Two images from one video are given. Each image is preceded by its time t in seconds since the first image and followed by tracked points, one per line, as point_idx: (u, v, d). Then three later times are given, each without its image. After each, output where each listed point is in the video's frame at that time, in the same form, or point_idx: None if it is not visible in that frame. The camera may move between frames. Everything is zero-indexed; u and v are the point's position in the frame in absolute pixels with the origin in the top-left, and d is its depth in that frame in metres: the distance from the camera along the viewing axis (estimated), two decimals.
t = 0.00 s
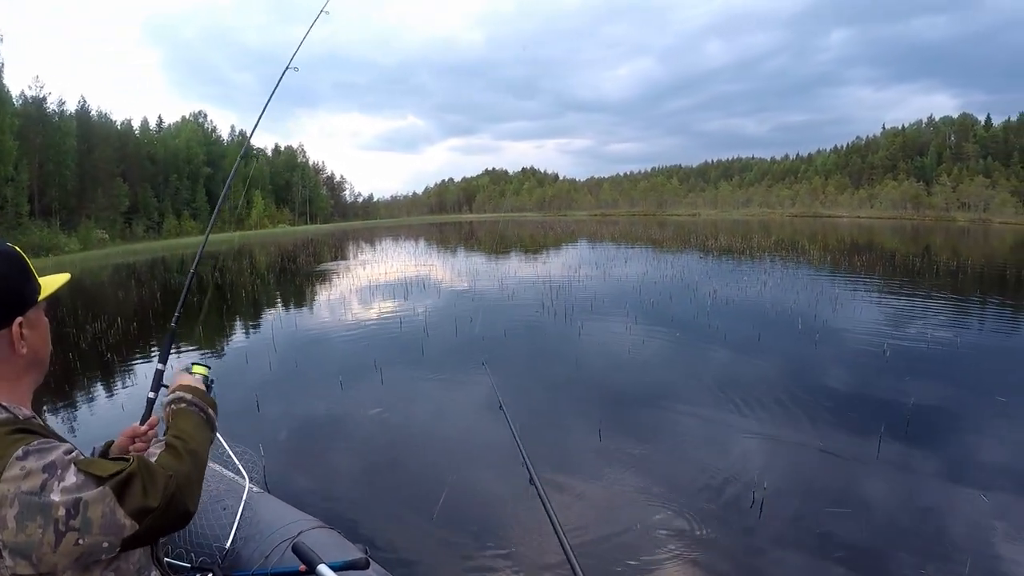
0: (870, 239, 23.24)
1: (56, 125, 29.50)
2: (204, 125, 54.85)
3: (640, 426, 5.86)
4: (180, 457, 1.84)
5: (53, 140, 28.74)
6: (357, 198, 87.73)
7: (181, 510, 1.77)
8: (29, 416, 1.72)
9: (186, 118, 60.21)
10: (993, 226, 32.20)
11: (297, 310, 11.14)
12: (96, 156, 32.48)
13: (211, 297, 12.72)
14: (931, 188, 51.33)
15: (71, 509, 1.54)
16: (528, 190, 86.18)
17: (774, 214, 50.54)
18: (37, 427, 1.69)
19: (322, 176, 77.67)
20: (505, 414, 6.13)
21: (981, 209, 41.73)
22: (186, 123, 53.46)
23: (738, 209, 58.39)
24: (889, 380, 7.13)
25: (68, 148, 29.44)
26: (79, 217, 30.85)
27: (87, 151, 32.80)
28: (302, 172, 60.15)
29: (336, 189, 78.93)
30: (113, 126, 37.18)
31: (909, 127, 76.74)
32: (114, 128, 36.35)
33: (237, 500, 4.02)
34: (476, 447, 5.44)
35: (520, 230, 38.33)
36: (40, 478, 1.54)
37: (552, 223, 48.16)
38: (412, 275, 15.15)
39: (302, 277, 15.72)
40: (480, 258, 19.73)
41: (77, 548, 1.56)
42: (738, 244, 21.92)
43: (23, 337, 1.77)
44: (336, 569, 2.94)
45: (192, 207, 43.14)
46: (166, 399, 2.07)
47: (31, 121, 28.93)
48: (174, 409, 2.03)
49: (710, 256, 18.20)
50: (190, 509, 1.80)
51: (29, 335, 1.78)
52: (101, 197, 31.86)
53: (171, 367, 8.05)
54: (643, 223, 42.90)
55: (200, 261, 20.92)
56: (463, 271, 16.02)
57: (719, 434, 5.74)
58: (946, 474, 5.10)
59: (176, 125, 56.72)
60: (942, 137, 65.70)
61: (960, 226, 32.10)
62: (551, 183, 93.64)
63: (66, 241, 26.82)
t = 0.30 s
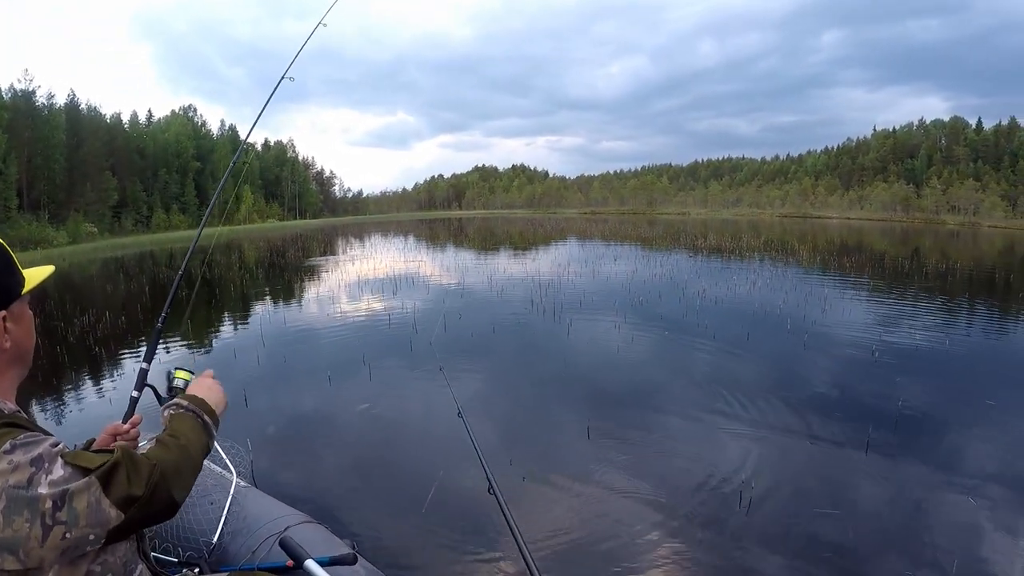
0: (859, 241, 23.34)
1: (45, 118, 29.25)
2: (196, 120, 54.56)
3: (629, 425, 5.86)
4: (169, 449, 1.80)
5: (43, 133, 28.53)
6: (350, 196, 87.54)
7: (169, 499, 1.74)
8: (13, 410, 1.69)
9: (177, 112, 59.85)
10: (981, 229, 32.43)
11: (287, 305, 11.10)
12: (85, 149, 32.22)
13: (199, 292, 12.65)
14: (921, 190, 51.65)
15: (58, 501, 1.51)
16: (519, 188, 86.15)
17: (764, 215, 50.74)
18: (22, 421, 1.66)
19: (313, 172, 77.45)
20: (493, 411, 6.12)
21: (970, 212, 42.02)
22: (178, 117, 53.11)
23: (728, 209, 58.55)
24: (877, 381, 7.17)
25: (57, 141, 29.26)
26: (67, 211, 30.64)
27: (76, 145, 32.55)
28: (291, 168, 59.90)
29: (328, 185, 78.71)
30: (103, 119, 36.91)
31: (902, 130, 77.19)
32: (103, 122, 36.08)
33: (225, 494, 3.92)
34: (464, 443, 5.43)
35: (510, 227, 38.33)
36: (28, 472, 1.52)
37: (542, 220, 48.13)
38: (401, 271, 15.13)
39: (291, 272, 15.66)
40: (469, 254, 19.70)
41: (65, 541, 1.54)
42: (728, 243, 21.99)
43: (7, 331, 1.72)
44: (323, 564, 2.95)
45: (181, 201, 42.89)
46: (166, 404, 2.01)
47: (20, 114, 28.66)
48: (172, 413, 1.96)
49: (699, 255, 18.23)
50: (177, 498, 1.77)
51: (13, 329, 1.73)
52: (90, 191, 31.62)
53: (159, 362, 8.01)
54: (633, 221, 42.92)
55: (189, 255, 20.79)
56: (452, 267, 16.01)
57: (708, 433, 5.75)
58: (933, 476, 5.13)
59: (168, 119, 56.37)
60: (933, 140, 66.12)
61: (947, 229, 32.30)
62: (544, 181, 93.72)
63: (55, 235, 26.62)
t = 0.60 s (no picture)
0: (855, 243, 23.38)
1: (42, 111, 29.16)
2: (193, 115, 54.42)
3: (624, 425, 5.87)
4: (163, 456, 1.83)
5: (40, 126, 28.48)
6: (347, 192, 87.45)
7: (162, 509, 1.75)
8: (11, 405, 1.69)
9: (174, 107, 59.67)
10: (977, 232, 32.49)
11: (282, 301, 11.10)
12: (82, 143, 32.13)
13: (194, 287, 12.63)
14: (918, 192, 51.76)
15: (50, 507, 1.53)
16: (516, 186, 86.14)
17: (759, 216, 50.81)
18: (18, 419, 1.66)
19: (310, 168, 77.28)
20: (488, 410, 6.14)
21: (966, 214, 42.15)
22: (174, 112, 52.95)
23: (724, 209, 58.61)
24: (872, 383, 7.20)
25: (55, 135, 29.21)
26: (64, 204, 30.58)
27: (73, 139, 32.45)
28: (288, 164, 59.88)
29: (325, 180, 78.57)
30: (100, 113, 36.80)
31: (899, 131, 77.25)
32: (100, 115, 35.98)
33: (219, 489, 3.99)
34: (459, 442, 5.44)
35: (506, 225, 38.36)
36: (20, 474, 1.53)
37: (538, 219, 48.16)
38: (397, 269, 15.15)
39: (287, 269, 15.66)
40: (465, 252, 19.71)
41: (55, 545, 1.55)
42: (724, 244, 22.03)
43: (7, 326, 1.72)
44: (317, 560, 2.97)
45: (177, 196, 42.82)
46: (157, 399, 2.10)
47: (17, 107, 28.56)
48: (161, 410, 2.05)
49: (695, 255, 18.27)
50: (171, 509, 1.79)
51: (13, 323, 1.73)
52: (87, 185, 31.57)
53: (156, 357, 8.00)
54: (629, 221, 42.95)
55: (185, 250, 20.75)
56: (448, 265, 16.02)
57: (703, 434, 5.77)
58: (926, 478, 5.15)
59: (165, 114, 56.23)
60: (930, 142, 66.19)
61: (942, 231, 32.36)
62: (541, 180, 93.77)
63: (51, 229, 26.56)
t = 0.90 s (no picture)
0: (850, 239, 23.43)
1: (36, 117, 29.10)
2: (187, 119, 54.36)
3: (621, 423, 5.88)
4: (154, 442, 1.83)
5: (35, 132, 28.44)
6: (342, 195, 87.43)
7: (159, 491, 1.77)
8: (5, 409, 1.70)
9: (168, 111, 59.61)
10: (972, 226, 32.55)
11: (278, 304, 11.10)
12: (76, 149, 32.10)
13: (190, 292, 12.62)
14: (912, 187, 51.93)
15: (50, 499, 1.54)
16: (511, 186, 86.21)
17: (754, 213, 50.92)
18: (13, 421, 1.66)
19: (305, 171, 77.20)
20: (485, 410, 6.14)
21: (960, 208, 42.30)
22: (168, 116, 52.85)
23: (718, 207, 58.68)
24: (869, 378, 7.22)
25: (49, 140, 29.17)
26: (59, 210, 30.53)
27: (67, 145, 32.43)
28: (282, 167, 59.88)
29: (320, 183, 78.53)
30: (94, 118, 36.76)
31: (894, 126, 77.37)
32: (94, 120, 35.95)
33: (216, 492, 4.00)
34: (457, 443, 5.45)
35: (502, 226, 38.39)
36: (19, 471, 1.54)
37: (533, 219, 48.17)
38: (392, 270, 15.14)
39: (283, 272, 15.64)
40: (460, 253, 19.71)
41: (59, 537, 1.56)
42: (719, 241, 22.05)
43: None
44: (315, 561, 3.00)
45: (172, 201, 42.78)
46: (135, 387, 2.04)
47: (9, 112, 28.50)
48: (143, 398, 1.99)
49: (690, 253, 18.29)
50: (168, 491, 1.80)
51: (6, 329, 1.73)
52: (82, 191, 31.54)
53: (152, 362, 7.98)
54: (624, 220, 42.96)
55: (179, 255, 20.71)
56: (444, 266, 16.01)
57: (701, 431, 5.78)
58: (924, 473, 5.16)
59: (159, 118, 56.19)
60: (924, 136, 66.31)
61: (937, 226, 32.41)
62: (536, 179, 93.86)
63: (46, 235, 26.53)
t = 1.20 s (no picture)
0: (847, 236, 23.47)
1: (31, 119, 29.04)
2: (184, 121, 54.31)
3: (619, 422, 5.88)
4: (152, 435, 1.82)
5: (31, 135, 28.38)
6: (339, 196, 87.39)
7: (152, 483, 1.76)
8: None
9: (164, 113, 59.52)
10: (968, 223, 32.67)
11: (276, 306, 11.09)
12: (72, 152, 32.05)
13: (187, 293, 12.60)
14: (908, 185, 52.05)
15: (41, 492, 1.56)
16: (508, 186, 86.24)
17: (751, 211, 51.04)
18: (6, 419, 1.68)
19: (301, 171, 77.16)
20: (484, 410, 6.14)
21: (957, 206, 42.44)
22: (164, 118, 52.74)
23: (715, 205, 58.72)
24: (866, 376, 7.22)
25: (45, 143, 29.10)
26: (56, 213, 30.51)
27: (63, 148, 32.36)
28: (279, 168, 59.84)
29: (317, 184, 78.49)
30: (90, 120, 36.70)
31: (890, 124, 77.54)
32: (90, 123, 35.89)
33: (214, 493, 3.99)
34: (454, 443, 5.45)
35: (499, 225, 38.39)
36: (11, 465, 1.56)
37: (529, 218, 48.13)
38: (389, 271, 15.13)
39: (280, 273, 15.63)
40: (457, 253, 19.69)
41: (51, 531, 1.59)
42: (716, 240, 22.07)
43: None
44: (312, 560, 3.01)
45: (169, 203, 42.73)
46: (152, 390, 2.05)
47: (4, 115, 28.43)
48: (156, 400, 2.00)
49: (687, 252, 18.30)
50: (162, 483, 1.79)
51: None
52: (79, 193, 31.51)
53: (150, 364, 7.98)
54: (621, 218, 42.94)
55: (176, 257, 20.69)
56: (441, 266, 16.01)
57: (698, 429, 5.78)
58: (921, 470, 5.17)
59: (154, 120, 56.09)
60: (920, 134, 66.46)
61: (934, 224, 32.51)
62: (533, 178, 94.00)
63: (43, 237, 26.50)
